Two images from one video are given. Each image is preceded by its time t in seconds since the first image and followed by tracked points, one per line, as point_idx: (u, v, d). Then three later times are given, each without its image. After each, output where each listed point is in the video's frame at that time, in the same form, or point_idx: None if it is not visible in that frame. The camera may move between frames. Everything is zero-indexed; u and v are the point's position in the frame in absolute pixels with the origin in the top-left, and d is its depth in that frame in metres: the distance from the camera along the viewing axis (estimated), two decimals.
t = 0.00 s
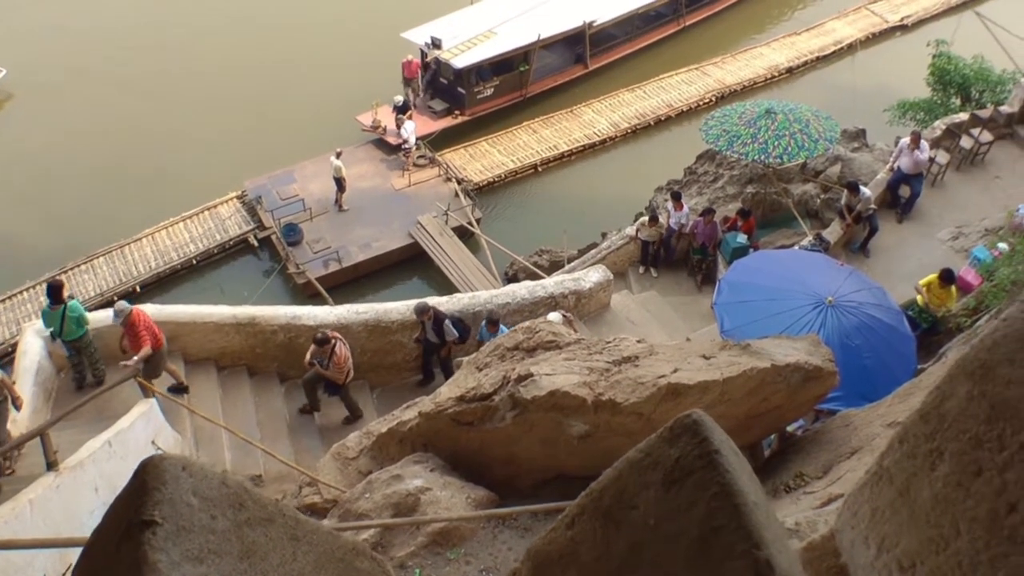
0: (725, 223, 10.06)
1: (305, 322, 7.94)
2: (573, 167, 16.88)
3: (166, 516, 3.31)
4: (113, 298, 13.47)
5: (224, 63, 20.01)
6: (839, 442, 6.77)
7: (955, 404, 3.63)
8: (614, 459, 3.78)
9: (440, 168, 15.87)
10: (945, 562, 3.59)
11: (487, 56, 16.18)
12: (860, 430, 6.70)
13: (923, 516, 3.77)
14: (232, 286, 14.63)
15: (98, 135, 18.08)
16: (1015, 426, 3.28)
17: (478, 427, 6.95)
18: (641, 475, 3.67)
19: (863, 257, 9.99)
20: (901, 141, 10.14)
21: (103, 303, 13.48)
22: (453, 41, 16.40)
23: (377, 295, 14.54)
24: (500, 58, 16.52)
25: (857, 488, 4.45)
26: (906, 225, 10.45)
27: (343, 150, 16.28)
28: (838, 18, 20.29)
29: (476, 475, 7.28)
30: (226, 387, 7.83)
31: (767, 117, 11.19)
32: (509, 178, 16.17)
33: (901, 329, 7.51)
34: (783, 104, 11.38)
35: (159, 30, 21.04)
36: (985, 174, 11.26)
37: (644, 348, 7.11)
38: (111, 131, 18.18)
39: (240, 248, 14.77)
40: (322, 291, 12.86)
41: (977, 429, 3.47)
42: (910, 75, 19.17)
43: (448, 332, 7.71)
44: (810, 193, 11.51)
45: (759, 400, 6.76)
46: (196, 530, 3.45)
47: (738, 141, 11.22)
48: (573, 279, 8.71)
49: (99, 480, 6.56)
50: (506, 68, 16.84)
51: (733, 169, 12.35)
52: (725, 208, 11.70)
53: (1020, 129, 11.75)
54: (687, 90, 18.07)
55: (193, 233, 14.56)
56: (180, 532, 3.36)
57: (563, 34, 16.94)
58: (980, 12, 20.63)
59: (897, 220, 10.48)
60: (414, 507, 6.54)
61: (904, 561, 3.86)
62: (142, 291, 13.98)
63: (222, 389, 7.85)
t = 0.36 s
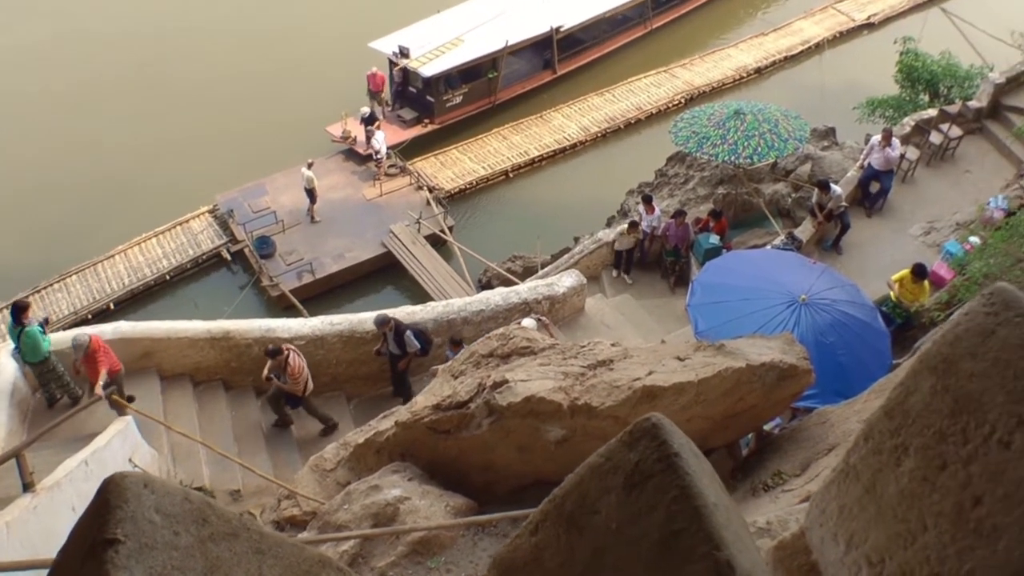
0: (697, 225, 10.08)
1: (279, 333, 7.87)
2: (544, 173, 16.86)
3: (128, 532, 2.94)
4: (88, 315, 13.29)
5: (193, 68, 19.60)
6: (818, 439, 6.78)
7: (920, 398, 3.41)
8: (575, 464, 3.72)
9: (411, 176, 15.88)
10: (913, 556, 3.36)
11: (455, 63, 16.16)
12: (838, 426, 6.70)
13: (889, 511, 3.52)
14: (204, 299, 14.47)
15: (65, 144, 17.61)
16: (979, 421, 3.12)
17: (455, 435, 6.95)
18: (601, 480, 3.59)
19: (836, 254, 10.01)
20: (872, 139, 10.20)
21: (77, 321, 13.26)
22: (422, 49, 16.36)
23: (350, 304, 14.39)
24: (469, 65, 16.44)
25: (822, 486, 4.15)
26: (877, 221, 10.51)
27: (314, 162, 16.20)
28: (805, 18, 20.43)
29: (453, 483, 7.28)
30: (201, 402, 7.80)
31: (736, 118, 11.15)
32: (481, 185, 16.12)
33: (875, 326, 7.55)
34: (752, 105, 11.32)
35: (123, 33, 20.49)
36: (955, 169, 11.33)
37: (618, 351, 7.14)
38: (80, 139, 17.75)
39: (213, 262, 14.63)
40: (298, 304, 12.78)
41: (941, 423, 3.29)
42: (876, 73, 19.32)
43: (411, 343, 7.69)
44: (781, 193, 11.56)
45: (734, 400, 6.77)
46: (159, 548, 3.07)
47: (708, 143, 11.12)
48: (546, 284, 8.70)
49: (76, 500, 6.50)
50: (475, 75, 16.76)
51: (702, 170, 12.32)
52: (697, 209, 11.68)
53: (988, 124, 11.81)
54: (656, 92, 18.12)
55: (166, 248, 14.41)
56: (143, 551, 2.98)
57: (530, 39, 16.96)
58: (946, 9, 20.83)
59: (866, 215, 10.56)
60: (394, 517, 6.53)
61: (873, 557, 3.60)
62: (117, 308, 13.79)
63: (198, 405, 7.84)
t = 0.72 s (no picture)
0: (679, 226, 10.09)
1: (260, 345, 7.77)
2: (524, 178, 16.84)
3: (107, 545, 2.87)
4: (71, 332, 13.11)
5: (172, 82, 19.49)
6: (803, 436, 6.80)
7: (894, 392, 3.40)
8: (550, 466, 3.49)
9: (392, 186, 15.74)
10: (892, 551, 3.31)
11: (432, 71, 16.08)
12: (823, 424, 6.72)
13: (867, 505, 3.48)
14: (187, 313, 14.26)
15: (46, 163, 17.46)
16: (954, 413, 3.10)
17: (441, 442, 6.94)
18: (576, 481, 3.37)
19: (817, 253, 10.04)
20: (851, 138, 10.18)
21: (61, 339, 13.05)
22: (399, 57, 16.25)
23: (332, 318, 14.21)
24: (446, 73, 16.36)
25: (801, 483, 4.08)
26: (857, 220, 10.54)
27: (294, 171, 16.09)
28: (781, 18, 20.53)
29: (440, 491, 7.27)
30: (188, 416, 7.81)
31: (715, 119, 11.07)
32: (461, 191, 16.08)
33: (859, 322, 7.58)
34: (729, 106, 11.28)
35: (100, 50, 20.37)
36: (934, 164, 11.37)
37: (602, 354, 7.14)
38: (63, 155, 17.65)
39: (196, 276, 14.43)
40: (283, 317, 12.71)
41: (917, 416, 3.27)
42: (854, 71, 19.38)
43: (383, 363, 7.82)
44: (761, 192, 11.51)
45: (720, 400, 6.82)
46: (139, 561, 2.99)
47: (686, 145, 11.08)
48: (529, 289, 8.71)
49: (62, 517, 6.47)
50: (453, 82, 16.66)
51: (683, 173, 12.42)
52: (679, 211, 11.71)
53: (966, 118, 11.87)
54: (635, 95, 18.16)
55: (148, 263, 14.24)
56: (124, 565, 2.91)
57: (507, 46, 16.90)
58: (922, 6, 20.96)
59: (840, 211, 10.64)
60: (382, 526, 6.51)
61: (852, 552, 3.53)
62: (100, 325, 13.62)
63: (184, 419, 7.84)
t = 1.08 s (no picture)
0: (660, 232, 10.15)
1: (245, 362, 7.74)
2: (508, 187, 16.85)
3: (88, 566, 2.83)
4: (56, 353, 13.01)
5: (154, 95, 19.29)
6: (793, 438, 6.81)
7: (872, 391, 3.37)
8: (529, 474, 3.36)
9: (374, 199, 15.67)
10: (874, 548, 3.31)
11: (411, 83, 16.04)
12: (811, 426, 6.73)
13: (848, 504, 3.46)
14: (172, 330, 14.05)
15: (28, 181, 17.26)
16: (932, 410, 3.09)
17: (429, 454, 6.93)
18: (553, 489, 3.26)
19: (800, 255, 10.07)
20: (831, 139, 10.21)
21: (45, 360, 12.97)
22: (378, 70, 16.19)
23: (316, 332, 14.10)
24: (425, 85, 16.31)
25: (783, 483, 4.02)
26: (841, 221, 10.56)
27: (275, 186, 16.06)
28: (759, 22, 20.64)
29: (430, 503, 7.27)
30: (178, 436, 7.81)
31: (694, 123, 11.09)
32: (444, 204, 16.06)
33: (842, 322, 7.62)
34: (709, 110, 11.31)
35: (78, 66, 20.10)
36: (914, 163, 11.44)
37: (588, 362, 7.15)
38: (45, 172, 17.47)
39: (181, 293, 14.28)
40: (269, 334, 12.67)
41: (895, 415, 3.25)
42: (832, 73, 19.51)
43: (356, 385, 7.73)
44: (742, 196, 11.54)
45: (706, 404, 6.84)
46: None
47: (667, 150, 11.08)
48: (513, 298, 8.74)
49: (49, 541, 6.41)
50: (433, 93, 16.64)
51: (664, 178, 12.36)
52: (661, 216, 11.69)
53: (947, 117, 11.95)
54: (614, 102, 18.21)
55: (132, 281, 14.10)
56: None
57: (485, 55, 16.85)
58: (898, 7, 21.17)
59: (823, 213, 10.66)
60: (372, 540, 6.49)
61: (835, 552, 3.53)
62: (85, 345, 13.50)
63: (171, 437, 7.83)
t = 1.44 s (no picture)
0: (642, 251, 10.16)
1: (229, 387, 7.72)
2: (492, 207, 16.83)
3: None
4: (38, 381, 12.85)
5: (133, 116, 19.11)
6: (778, 455, 6.80)
7: (849, 404, 3.30)
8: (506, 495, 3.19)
9: (354, 222, 15.45)
10: (855, 562, 3.25)
11: (389, 105, 15.96)
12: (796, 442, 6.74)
13: (827, 519, 3.37)
14: (154, 357, 13.86)
15: (9, 203, 17.10)
16: (908, 423, 3.06)
17: (414, 476, 6.92)
18: (532, 511, 3.10)
19: (781, 270, 10.11)
20: (811, 153, 10.26)
21: (28, 388, 12.86)
22: (357, 92, 16.08)
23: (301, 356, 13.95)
24: (404, 107, 16.25)
25: (764, 496, 3.84)
26: (823, 235, 10.60)
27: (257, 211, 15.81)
28: (737, 38, 20.79)
29: (415, 525, 7.26)
30: (161, 462, 7.80)
31: (673, 141, 11.14)
32: (424, 225, 15.92)
33: (825, 337, 7.68)
34: (688, 128, 11.36)
35: (54, 86, 19.81)
36: (893, 176, 11.52)
37: (570, 382, 7.16)
38: (25, 193, 17.29)
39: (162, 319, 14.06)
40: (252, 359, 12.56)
41: (872, 429, 3.20)
42: (809, 89, 19.64)
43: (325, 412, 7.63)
44: (721, 213, 11.65)
45: (690, 421, 6.86)
46: None
47: (646, 168, 11.10)
48: (495, 318, 8.77)
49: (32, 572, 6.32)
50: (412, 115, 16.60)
51: (644, 197, 12.41)
52: (642, 234, 11.72)
53: (924, 130, 12.03)
54: (593, 120, 18.17)
55: (114, 307, 13.92)
56: None
57: (463, 77, 16.83)
58: (874, 21, 21.44)
59: (805, 228, 10.68)
60: (357, 563, 6.43)
61: (815, 566, 3.45)
62: (68, 372, 13.34)
63: (154, 465, 7.84)
